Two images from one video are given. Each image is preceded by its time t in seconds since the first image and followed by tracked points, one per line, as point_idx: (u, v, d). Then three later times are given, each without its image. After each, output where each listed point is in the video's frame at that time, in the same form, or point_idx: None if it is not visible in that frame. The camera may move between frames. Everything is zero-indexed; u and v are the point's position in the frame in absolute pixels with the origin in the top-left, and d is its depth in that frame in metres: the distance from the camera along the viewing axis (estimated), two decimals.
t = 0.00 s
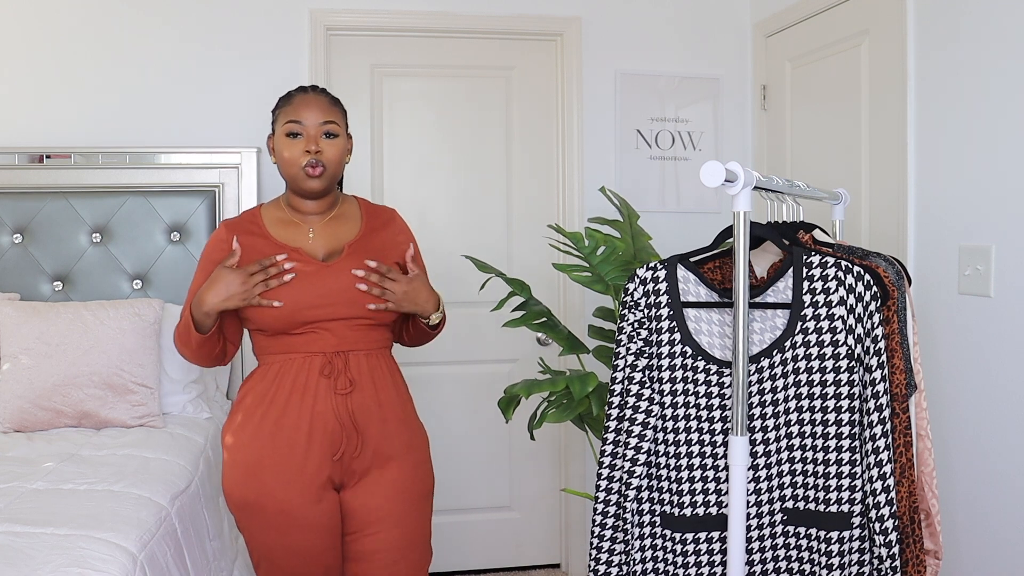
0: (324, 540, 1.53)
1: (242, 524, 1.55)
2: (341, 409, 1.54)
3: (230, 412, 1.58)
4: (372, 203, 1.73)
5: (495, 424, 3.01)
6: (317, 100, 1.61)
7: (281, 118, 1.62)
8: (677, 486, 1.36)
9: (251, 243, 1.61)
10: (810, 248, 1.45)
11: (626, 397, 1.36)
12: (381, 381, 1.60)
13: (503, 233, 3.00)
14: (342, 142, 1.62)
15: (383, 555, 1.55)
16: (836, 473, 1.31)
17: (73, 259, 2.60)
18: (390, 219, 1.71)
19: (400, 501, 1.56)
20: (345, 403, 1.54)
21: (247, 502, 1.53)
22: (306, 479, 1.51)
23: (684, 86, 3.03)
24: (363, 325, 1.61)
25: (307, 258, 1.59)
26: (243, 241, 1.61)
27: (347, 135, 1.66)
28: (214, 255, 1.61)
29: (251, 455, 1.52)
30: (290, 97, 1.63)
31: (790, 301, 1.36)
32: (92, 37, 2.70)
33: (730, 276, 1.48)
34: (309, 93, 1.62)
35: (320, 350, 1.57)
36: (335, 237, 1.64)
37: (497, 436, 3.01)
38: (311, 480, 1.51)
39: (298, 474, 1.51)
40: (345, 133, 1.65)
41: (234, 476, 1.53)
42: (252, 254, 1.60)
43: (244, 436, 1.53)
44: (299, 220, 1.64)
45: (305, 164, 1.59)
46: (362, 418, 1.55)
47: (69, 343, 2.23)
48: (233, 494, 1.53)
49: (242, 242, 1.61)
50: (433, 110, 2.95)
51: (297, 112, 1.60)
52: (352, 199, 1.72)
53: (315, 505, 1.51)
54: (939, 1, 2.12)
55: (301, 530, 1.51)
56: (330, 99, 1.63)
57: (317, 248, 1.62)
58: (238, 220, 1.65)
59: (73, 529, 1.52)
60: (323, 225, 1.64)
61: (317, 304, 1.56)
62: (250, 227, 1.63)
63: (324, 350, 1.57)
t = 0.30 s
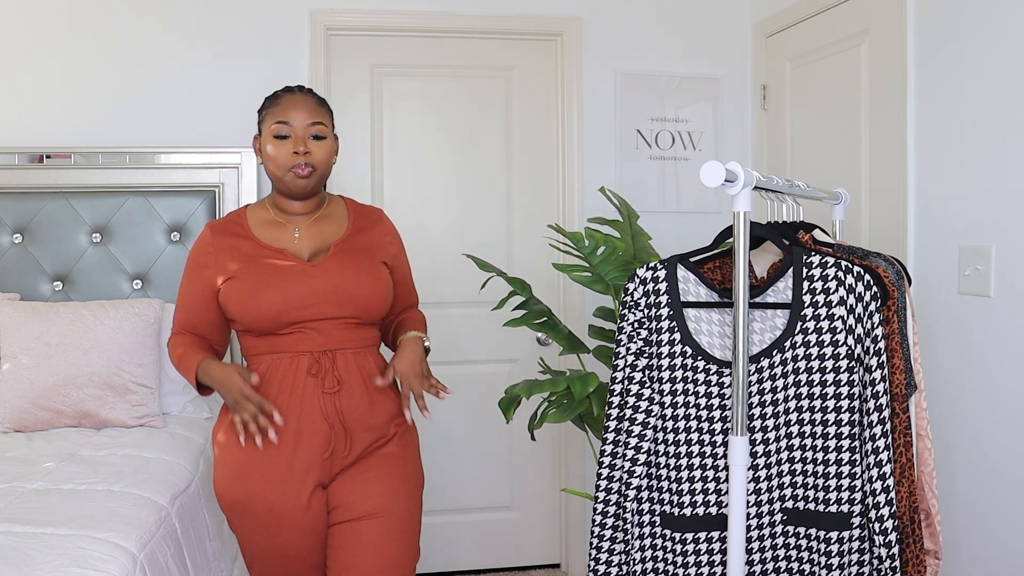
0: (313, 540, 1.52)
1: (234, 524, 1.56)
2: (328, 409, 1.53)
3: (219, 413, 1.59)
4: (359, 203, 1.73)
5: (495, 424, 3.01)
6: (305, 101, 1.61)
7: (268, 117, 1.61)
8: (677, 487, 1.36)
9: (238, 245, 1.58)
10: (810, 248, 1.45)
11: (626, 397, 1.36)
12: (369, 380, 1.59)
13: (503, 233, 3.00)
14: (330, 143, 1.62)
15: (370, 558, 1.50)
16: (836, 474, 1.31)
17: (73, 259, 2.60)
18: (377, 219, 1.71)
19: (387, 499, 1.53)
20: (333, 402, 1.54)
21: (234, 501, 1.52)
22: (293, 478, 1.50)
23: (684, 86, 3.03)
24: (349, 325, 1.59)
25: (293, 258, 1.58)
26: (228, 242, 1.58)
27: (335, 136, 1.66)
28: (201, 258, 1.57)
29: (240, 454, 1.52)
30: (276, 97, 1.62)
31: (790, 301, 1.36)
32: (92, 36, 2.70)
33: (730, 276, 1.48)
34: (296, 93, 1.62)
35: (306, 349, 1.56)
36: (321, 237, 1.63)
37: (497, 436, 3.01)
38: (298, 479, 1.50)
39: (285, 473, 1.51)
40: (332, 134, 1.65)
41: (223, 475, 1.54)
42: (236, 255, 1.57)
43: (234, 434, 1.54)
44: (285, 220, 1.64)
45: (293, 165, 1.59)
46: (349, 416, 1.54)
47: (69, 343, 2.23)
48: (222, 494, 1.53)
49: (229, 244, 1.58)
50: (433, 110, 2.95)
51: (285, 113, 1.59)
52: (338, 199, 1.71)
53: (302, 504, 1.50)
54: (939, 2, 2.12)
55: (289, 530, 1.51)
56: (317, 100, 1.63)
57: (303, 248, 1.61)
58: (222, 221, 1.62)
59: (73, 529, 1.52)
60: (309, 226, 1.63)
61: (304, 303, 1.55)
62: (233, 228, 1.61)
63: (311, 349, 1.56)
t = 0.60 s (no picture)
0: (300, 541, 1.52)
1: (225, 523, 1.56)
2: (325, 414, 1.53)
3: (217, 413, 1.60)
4: (359, 204, 1.73)
5: (495, 424, 3.01)
6: (302, 102, 1.61)
7: (265, 119, 1.61)
8: (677, 486, 1.36)
9: (239, 250, 1.58)
10: (810, 248, 1.45)
11: (627, 397, 1.36)
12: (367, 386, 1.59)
13: (503, 233, 3.00)
14: (327, 145, 1.62)
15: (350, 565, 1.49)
16: (836, 473, 1.31)
17: (73, 259, 2.60)
18: (377, 220, 1.71)
19: (377, 503, 1.53)
20: (329, 408, 1.54)
21: (228, 500, 1.52)
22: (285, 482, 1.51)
23: (684, 86, 3.03)
24: (350, 330, 1.59)
25: (294, 262, 1.58)
26: (230, 244, 1.58)
27: (331, 136, 1.67)
28: (201, 260, 1.57)
29: (234, 454, 1.53)
30: (272, 99, 1.62)
31: (790, 301, 1.36)
32: (92, 37, 2.70)
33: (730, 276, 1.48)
34: (293, 94, 1.62)
35: (308, 354, 1.56)
36: (322, 241, 1.63)
37: (497, 436, 3.01)
38: (290, 481, 1.51)
39: (278, 475, 1.51)
40: (330, 135, 1.65)
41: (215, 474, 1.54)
42: (237, 259, 1.57)
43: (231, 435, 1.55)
44: (285, 223, 1.63)
45: (291, 167, 1.59)
46: (345, 422, 1.54)
47: (69, 343, 2.23)
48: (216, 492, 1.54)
49: (229, 248, 1.58)
50: (433, 110, 2.95)
51: (282, 114, 1.59)
52: (338, 200, 1.71)
53: (292, 505, 1.51)
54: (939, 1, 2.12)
55: (277, 531, 1.51)
56: (314, 100, 1.63)
57: (304, 252, 1.61)
58: (223, 223, 1.62)
59: (73, 529, 1.52)
60: (310, 228, 1.63)
61: (306, 310, 1.55)
62: (234, 231, 1.60)
63: (312, 354, 1.56)
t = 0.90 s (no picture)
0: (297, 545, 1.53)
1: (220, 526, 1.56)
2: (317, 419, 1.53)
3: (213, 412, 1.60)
4: (362, 206, 1.72)
5: (495, 424, 3.01)
6: (305, 100, 1.61)
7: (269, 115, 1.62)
8: (677, 486, 1.36)
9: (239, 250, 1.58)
10: (810, 248, 1.45)
11: (626, 397, 1.36)
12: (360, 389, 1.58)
13: (503, 233, 3.00)
14: (329, 143, 1.62)
15: (350, 566, 1.51)
16: (836, 473, 1.31)
17: (73, 259, 2.60)
18: (379, 223, 1.70)
19: (375, 505, 1.54)
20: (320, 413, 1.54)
21: (222, 504, 1.52)
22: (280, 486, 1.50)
23: (684, 86, 3.03)
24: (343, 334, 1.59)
25: (291, 262, 1.58)
26: (230, 242, 1.58)
27: (335, 135, 1.66)
28: (202, 257, 1.58)
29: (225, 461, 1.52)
30: (279, 96, 1.63)
31: (790, 301, 1.36)
32: (92, 37, 2.70)
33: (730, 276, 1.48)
34: (297, 92, 1.62)
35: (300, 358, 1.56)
36: (320, 241, 1.62)
37: (497, 436, 3.01)
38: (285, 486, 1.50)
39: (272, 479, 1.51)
40: (333, 134, 1.65)
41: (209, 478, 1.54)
42: (236, 258, 1.57)
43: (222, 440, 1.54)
44: (286, 221, 1.63)
45: (290, 164, 1.59)
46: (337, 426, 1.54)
47: (69, 343, 2.23)
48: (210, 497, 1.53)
49: (229, 246, 1.58)
50: (433, 110, 2.95)
51: (284, 111, 1.60)
52: (342, 200, 1.71)
53: (287, 510, 1.51)
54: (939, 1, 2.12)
55: (273, 537, 1.51)
56: (318, 99, 1.63)
57: (302, 252, 1.60)
58: (225, 219, 1.63)
59: (73, 529, 1.52)
60: (310, 227, 1.63)
61: (300, 313, 1.55)
62: (236, 227, 1.60)
63: (303, 357, 1.57)
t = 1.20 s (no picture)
0: (295, 548, 1.53)
1: (219, 529, 1.56)
2: (317, 422, 1.53)
3: (212, 414, 1.60)
4: (364, 208, 1.72)
5: (495, 424, 3.01)
6: (304, 99, 1.61)
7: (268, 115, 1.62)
8: (677, 486, 1.36)
9: (237, 251, 1.58)
10: (810, 248, 1.45)
11: (626, 397, 1.36)
12: (358, 391, 1.58)
13: (503, 233, 3.00)
14: (329, 141, 1.62)
15: (350, 569, 1.51)
16: (836, 473, 1.31)
17: (73, 259, 2.60)
18: (380, 227, 1.69)
19: (375, 509, 1.54)
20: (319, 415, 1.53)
21: (221, 507, 1.52)
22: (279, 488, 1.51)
23: (684, 86, 3.03)
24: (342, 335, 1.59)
25: (290, 264, 1.58)
26: (229, 243, 1.58)
27: (336, 135, 1.66)
28: (202, 257, 1.58)
29: (222, 464, 1.52)
30: (279, 95, 1.63)
31: (790, 301, 1.36)
32: (92, 36, 2.70)
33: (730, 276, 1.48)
34: (295, 90, 1.62)
35: (297, 359, 1.56)
36: (321, 243, 1.63)
37: (497, 436, 3.01)
38: (285, 488, 1.51)
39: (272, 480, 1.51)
40: (333, 132, 1.65)
41: (206, 482, 1.54)
42: (235, 259, 1.57)
43: (219, 443, 1.54)
44: (287, 222, 1.63)
45: (291, 163, 1.59)
46: (335, 428, 1.53)
47: (69, 343, 2.23)
48: (208, 501, 1.54)
49: (229, 247, 1.58)
50: (433, 110, 2.95)
51: (283, 111, 1.60)
52: (343, 200, 1.71)
53: (288, 512, 1.51)
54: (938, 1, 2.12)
55: (272, 540, 1.52)
56: (318, 98, 1.63)
57: (302, 253, 1.61)
58: (225, 219, 1.62)
59: (73, 529, 1.52)
60: (311, 228, 1.63)
61: (296, 314, 1.55)
62: (237, 228, 1.60)
63: (301, 359, 1.56)
